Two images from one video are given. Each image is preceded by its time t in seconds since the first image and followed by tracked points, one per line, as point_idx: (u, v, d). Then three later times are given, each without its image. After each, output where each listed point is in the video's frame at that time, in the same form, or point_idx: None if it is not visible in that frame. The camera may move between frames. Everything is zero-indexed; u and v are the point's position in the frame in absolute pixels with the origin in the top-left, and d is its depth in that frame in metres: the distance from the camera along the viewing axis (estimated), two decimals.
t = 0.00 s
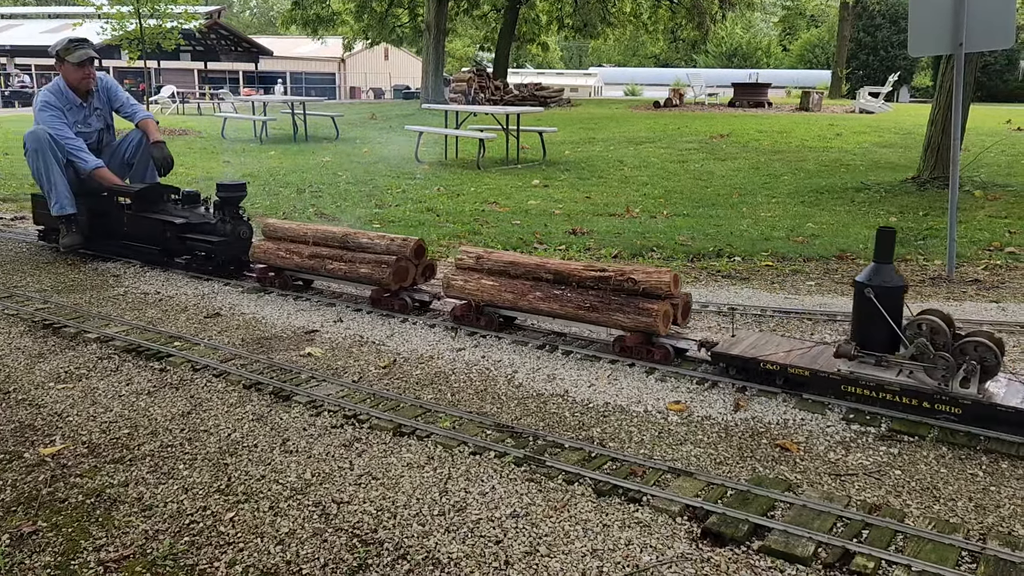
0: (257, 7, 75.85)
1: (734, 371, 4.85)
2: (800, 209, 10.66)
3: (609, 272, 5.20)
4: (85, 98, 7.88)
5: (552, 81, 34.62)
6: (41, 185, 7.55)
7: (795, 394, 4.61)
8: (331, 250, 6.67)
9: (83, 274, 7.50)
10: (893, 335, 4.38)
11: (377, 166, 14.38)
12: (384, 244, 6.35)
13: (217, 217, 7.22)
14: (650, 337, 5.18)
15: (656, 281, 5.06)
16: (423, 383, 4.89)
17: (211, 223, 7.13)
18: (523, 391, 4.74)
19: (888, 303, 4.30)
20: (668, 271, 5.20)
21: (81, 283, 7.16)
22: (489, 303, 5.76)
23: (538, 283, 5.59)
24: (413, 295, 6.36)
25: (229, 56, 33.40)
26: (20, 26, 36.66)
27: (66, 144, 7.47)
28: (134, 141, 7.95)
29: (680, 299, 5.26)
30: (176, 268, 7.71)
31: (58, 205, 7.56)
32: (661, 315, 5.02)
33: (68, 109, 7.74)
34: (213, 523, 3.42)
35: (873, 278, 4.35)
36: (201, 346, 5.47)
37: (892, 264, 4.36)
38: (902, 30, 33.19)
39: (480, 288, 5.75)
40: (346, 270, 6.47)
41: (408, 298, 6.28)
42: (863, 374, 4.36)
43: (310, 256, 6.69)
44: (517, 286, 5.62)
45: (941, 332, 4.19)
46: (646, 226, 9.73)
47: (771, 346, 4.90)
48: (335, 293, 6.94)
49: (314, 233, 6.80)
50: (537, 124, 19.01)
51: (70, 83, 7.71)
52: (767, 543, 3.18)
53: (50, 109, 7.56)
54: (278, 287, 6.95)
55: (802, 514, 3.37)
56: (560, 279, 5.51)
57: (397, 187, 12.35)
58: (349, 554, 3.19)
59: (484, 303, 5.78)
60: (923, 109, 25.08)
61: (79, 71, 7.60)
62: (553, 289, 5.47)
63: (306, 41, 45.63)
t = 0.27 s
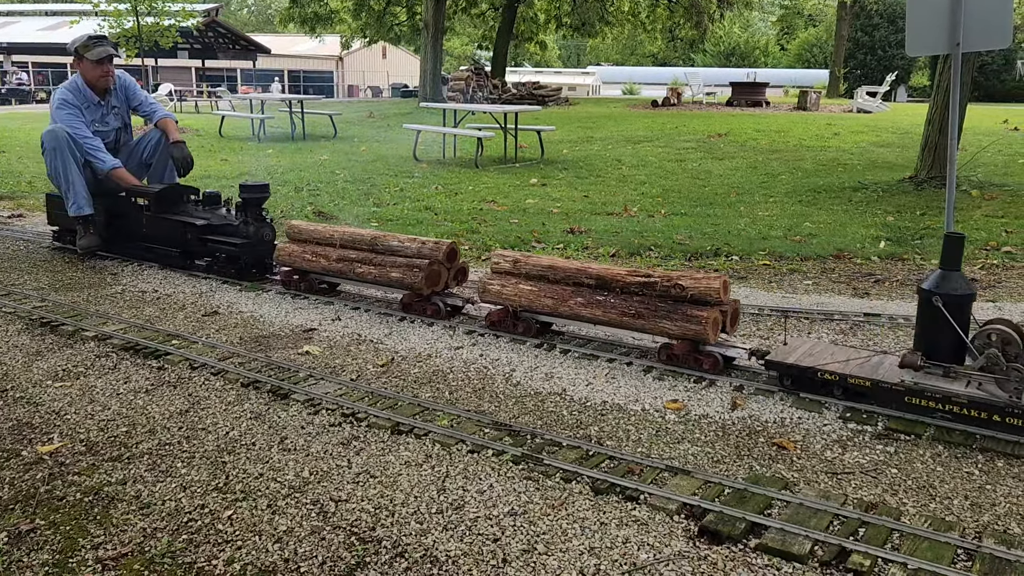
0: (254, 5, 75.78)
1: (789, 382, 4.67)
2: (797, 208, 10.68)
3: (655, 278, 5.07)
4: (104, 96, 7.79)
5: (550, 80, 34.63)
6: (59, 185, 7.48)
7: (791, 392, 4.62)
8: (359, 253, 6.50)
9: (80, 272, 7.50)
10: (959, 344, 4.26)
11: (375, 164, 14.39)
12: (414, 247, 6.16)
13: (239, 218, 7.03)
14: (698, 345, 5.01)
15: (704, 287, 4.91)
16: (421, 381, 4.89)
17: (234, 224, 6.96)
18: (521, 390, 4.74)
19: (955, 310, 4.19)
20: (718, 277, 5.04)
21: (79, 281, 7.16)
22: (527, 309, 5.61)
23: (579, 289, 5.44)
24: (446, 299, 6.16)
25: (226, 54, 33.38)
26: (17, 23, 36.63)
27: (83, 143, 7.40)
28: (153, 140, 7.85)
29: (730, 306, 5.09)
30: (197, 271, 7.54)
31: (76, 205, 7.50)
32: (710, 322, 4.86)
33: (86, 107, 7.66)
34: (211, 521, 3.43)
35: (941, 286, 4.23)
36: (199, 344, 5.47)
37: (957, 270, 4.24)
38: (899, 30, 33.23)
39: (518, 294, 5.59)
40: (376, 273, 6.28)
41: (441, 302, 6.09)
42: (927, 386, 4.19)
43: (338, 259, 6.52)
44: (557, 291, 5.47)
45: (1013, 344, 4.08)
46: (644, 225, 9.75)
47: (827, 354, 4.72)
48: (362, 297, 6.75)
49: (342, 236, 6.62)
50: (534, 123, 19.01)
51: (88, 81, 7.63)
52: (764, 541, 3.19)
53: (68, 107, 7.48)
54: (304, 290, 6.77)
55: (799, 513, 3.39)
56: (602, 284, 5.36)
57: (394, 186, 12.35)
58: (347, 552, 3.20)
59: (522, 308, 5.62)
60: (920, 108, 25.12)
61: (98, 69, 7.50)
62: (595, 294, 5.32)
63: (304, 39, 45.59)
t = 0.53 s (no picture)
0: (251, 3, 75.71)
1: (847, 393, 4.48)
2: (793, 207, 10.69)
3: (704, 283, 4.93)
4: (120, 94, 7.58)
5: (547, 78, 34.64)
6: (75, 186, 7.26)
7: (787, 390, 4.64)
8: (388, 256, 6.31)
9: (77, 270, 7.48)
10: None
11: (372, 162, 14.38)
12: (447, 250, 5.97)
13: (262, 220, 6.81)
14: (750, 353, 4.84)
15: (757, 294, 4.75)
16: (418, 379, 4.90)
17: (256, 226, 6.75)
18: (518, 388, 4.75)
19: None
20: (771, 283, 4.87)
21: (75, 279, 7.14)
22: (567, 314, 5.45)
23: (622, 295, 5.28)
24: (480, 303, 5.97)
25: (223, 51, 33.34)
26: (13, 20, 36.60)
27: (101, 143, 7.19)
28: (170, 140, 7.68)
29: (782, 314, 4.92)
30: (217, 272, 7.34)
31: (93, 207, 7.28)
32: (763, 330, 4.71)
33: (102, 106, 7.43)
34: (209, 518, 3.43)
35: (1012, 294, 4.16)
36: (195, 342, 5.47)
37: None
38: (896, 29, 33.30)
39: (558, 299, 5.44)
40: (407, 277, 6.09)
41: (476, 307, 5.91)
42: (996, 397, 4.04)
43: (365, 262, 6.34)
44: (600, 296, 5.33)
45: None
46: (641, 223, 9.76)
47: (884, 363, 4.56)
48: (390, 300, 6.57)
49: (371, 238, 6.43)
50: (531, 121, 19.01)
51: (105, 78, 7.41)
52: (760, 538, 3.20)
53: (84, 105, 7.26)
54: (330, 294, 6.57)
55: (795, 510, 3.40)
56: (646, 290, 5.21)
57: (391, 184, 12.35)
58: (345, 549, 3.21)
59: (560, 314, 5.47)
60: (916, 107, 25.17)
61: (116, 66, 7.29)
62: (641, 301, 5.17)
63: (301, 36, 45.53)
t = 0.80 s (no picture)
0: (247, 2, 75.59)
1: (909, 405, 4.31)
2: (789, 206, 10.71)
3: (756, 290, 4.79)
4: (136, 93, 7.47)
5: (543, 78, 34.67)
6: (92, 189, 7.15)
7: (783, 389, 4.65)
8: (420, 261, 6.16)
9: (72, 268, 7.46)
10: None
11: (368, 161, 14.37)
12: (482, 255, 5.82)
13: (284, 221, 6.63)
14: (805, 363, 4.67)
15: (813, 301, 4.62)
16: (414, 377, 4.90)
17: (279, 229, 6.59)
18: (514, 386, 4.76)
19: None
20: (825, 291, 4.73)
21: (71, 277, 7.12)
22: (609, 321, 5.29)
23: (668, 302, 5.12)
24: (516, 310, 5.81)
25: (218, 50, 33.30)
26: (7, 18, 36.51)
27: (118, 144, 7.08)
28: (188, 140, 7.56)
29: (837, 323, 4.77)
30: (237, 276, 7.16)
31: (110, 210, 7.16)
32: (820, 338, 4.56)
33: (119, 106, 7.33)
34: (205, 517, 3.43)
35: None
36: (191, 340, 5.47)
37: None
38: (891, 29, 33.40)
39: (600, 305, 5.29)
40: (440, 282, 5.93)
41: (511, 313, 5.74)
42: None
43: (396, 266, 6.19)
44: (645, 303, 5.16)
45: None
46: (637, 222, 9.76)
47: (946, 374, 4.40)
48: (421, 306, 6.40)
49: (401, 242, 6.28)
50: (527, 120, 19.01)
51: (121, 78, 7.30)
52: (756, 537, 3.21)
53: (100, 105, 7.15)
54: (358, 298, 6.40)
55: (791, 508, 3.41)
56: (694, 297, 5.05)
57: (387, 183, 12.34)
58: (341, 547, 3.21)
59: (603, 321, 5.32)
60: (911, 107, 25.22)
61: (132, 65, 7.18)
62: (689, 308, 5.02)
63: (298, 35, 45.47)
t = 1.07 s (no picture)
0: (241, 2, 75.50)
1: (977, 419, 4.14)
2: (784, 206, 10.74)
3: (813, 299, 4.55)
4: (152, 95, 7.34)
5: (538, 78, 34.69)
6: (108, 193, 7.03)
7: (777, 389, 4.66)
8: (451, 267, 5.93)
9: (65, 269, 7.43)
10: None
11: (363, 162, 14.35)
12: (518, 262, 5.60)
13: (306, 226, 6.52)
14: (865, 375, 4.47)
15: (875, 311, 4.38)
16: (410, 378, 4.89)
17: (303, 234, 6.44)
18: (510, 386, 4.75)
19: None
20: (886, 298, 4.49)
21: (64, 278, 7.10)
22: (654, 330, 5.09)
23: (717, 310, 4.90)
24: (553, 317, 5.65)
25: (212, 50, 33.25)
26: None
27: (135, 147, 6.96)
28: (206, 143, 7.45)
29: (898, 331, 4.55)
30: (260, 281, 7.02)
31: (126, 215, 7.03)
32: (883, 350, 4.34)
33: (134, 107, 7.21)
34: (200, 518, 3.42)
35: None
36: (185, 341, 5.45)
37: None
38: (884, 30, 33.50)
39: (645, 314, 5.06)
40: (475, 290, 5.73)
41: (548, 321, 5.57)
42: None
43: (426, 272, 5.96)
44: (693, 311, 4.93)
45: None
46: (632, 223, 9.77)
47: (1014, 386, 4.21)
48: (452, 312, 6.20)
49: (432, 247, 6.04)
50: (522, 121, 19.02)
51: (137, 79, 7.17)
52: (751, 536, 3.21)
53: (116, 107, 7.02)
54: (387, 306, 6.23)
55: (786, 507, 3.41)
56: (745, 304, 4.84)
57: (382, 183, 12.33)
58: (336, 548, 3.20)
59: (647, 330, 5.10)
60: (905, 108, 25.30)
61: (149, 66, 7.06)
62: (740, 317, 4.79)
63: (292, 35, 45.41)
